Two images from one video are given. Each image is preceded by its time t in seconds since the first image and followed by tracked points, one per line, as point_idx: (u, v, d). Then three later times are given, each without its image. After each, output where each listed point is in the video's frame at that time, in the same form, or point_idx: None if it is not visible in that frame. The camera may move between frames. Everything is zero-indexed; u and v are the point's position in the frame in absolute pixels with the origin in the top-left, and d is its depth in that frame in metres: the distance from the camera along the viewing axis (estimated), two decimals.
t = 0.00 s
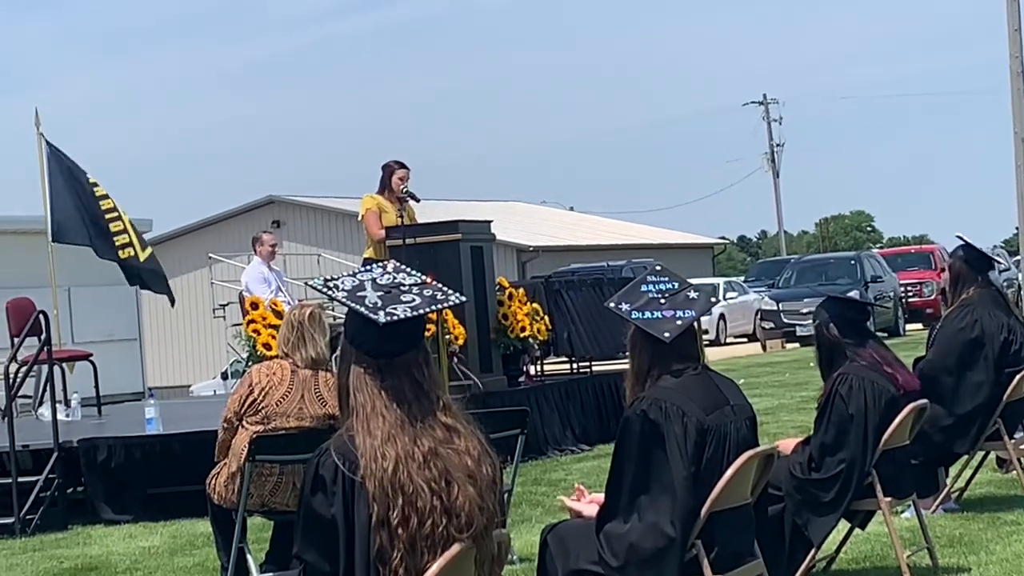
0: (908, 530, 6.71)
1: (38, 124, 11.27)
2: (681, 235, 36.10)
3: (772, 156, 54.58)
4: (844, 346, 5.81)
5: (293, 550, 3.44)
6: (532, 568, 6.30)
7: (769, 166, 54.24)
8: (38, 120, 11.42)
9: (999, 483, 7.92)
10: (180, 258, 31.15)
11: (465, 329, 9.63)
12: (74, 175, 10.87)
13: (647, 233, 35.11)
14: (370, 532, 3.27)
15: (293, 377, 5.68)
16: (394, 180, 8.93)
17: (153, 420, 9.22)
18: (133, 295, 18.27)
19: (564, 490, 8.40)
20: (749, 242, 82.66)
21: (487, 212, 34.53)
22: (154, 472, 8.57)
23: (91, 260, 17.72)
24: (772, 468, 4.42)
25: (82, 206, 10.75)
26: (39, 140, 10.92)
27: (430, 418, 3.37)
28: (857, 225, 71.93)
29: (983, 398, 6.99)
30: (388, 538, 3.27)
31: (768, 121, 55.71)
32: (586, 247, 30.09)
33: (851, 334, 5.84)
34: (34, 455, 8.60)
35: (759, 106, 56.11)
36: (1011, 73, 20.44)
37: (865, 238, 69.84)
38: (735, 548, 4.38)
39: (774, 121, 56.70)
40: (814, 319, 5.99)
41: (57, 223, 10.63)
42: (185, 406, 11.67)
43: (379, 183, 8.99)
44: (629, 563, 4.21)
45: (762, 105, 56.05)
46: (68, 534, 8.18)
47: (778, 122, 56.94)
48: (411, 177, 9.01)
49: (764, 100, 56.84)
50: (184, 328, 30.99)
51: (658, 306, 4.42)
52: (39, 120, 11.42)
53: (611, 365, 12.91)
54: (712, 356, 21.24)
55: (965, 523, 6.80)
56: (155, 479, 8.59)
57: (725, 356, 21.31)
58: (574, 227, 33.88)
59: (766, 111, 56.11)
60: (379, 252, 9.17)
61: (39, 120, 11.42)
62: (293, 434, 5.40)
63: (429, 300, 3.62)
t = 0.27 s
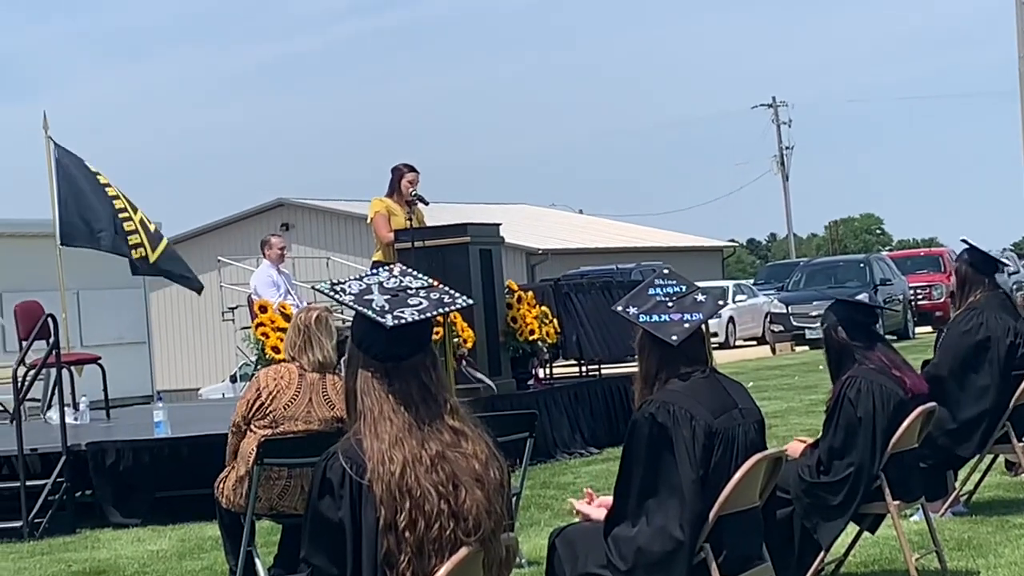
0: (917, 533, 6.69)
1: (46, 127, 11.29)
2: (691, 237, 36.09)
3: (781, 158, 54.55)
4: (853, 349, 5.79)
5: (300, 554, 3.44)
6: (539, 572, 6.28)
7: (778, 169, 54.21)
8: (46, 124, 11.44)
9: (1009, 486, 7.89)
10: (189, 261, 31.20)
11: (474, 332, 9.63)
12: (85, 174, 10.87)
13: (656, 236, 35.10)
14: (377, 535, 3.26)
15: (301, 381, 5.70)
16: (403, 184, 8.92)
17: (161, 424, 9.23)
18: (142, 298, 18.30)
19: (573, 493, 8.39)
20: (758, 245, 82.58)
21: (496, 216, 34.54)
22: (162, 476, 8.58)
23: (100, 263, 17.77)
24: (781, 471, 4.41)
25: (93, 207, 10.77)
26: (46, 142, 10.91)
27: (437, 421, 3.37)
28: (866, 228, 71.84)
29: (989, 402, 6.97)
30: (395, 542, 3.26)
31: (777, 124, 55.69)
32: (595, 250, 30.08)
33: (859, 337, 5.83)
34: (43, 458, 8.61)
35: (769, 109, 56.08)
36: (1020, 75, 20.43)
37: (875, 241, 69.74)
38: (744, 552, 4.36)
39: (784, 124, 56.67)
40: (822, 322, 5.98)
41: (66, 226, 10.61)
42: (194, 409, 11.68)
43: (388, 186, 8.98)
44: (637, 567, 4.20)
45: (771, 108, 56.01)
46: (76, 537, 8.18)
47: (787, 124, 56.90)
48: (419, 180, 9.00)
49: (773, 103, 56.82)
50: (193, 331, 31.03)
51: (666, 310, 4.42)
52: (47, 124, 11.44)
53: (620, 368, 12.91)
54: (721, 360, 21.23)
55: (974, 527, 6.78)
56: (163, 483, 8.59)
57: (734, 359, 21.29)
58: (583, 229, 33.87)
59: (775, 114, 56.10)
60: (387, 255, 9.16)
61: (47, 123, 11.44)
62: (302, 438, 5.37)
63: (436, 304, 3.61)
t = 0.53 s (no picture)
0: (922, 538, 6.68)
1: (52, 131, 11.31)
2: (695, 241, 36.09)
3: (785, 163, 54.55)
4: (858, 353, 5.78)
5: (307, 558, 3.45)
6: None
7: (782, 173, 54.21)
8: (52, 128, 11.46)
9: (1014, 490, 7.89)
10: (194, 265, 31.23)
11: (478, 336, 9.63)
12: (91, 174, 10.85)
13: (660, 240, 35.11)
14: (384, 539, 3.27)
15: (307, 384, 5.69)
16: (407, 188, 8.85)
17: (166, 427, 9.23)
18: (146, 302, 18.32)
19: (578, 498, 8.38)
20: (762, 249, 82.56)
21: (500, 220, 34.56)
22: (167, 480, 8.58)
23: (105, 266, 17.79)
24: (786, 475, 4.41)
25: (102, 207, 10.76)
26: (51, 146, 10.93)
27: (443, 425, 3.37)
28: (870, 232, 71.82)
29: (993, 406, 6.96)
30: (401, 545, 3.26)
31: (781, 128, 55.70)
32: (599, 254, 30.08)
33: (865, 341, 5.84)
34: (47, 462, 8.61)
35: (773, 113, 56.10)
36: None
37: (879, 245, 69.72)
38: (750, 556, 4.36)
39: (788, 128, 56.69)
40: (827, 326, 5.98)
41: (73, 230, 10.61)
42: (199, 412, 11.69)
43: (392, 190, 8.92)
44: (643, 571, 4.19)
45: (775, 112, 56.02)
46: (81, 541, 8.19)
47: (791, 129, 56.90)
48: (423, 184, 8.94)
49: (778, 107, 56.82)
50: (198, 335, 31.05)
51: (670, 314, 4.42)
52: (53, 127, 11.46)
53: (624, 372, 12.91)
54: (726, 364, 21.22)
55: (979, 531, 6.77)
56: (167, 486, 8.60)
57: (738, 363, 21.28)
58: (587, 233, 33.88)
59: (779, 119, 56.12)
60: (392, 259, 9.14)
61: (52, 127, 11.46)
62: (306, 442, 5.38)
63: (442, 307, 3.62)
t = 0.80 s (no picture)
0: (928, 537, 6.68)
1: (58, 131, 11.33)
2: (700, 241, 36.08)
3: (790, 163, 54.51)
4: (863, 352, 5.78)
5: (312, 557, 3.45)
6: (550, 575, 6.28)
7: (788, 174, 54.18)
8: (58, 127, 11.48)
9: (1019, 490, 7.88)
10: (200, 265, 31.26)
11: (484, 335, 9.63)
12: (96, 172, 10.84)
13: (666, 240, 35.10)
14: (389, 537, 3.27)
15: (314, 383, 5.70)
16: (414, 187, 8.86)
17: (172, 426, 9.24)
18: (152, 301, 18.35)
19: (584, 497, 8.39)
20: (768, 249, 82.51)
21: (506, 220, 34.57)
22: (173, 479, 8.60)
23: (111, 265, 17.82)
24: (791, 475, 4.41)
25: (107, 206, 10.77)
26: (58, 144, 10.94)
27: (449, 423, 3.38)
28: (876, 232, 71.76)
29: (1000, 405, 6.96)
30: (407, 544, 3.27)
31: (786, 128, 55.68)
32: (605, 254, 30.08)
33: (870, 341, 5.83)
34: (54, 460, 8.62)
35: (778, 113, 56.09)
36: None
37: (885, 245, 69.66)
38: (755, 555, 4.37)
39: (793, 129, 56.65)
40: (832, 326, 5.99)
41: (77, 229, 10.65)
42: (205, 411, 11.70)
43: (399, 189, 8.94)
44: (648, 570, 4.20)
45: (781, 112, 55.98)
46: (88, 540, 8.20)
47: (797, 129, 56.86)
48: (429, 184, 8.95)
49: (783, 108, 56.78)
50: (204, 334, 31.08)
51: (676, 313, 4.43)
52: (59, 127, 11.47)
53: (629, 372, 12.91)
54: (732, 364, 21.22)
55: (984, 531, 6.77)
56: (173, 485, 8.61)
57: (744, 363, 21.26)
58: (593, 233, 33.88)
59: (785, 119, 56.08)
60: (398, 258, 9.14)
61: (59, 126, 11.47)
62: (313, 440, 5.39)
63: (449, 307, 3.62)
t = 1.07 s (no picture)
0: (936, 531, 6.69)
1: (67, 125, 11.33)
2: (709, 235, 36.04)
3: (799, 157, 54.42)
4: (872, 346, 5.77)
5: (321, 552, 3.46)
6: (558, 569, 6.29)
7: (797, 168, 54.08)
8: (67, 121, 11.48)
9: None
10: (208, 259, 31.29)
11: (493, 329, 9.63)
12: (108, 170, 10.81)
13: (674, 234, 35.07)
14: (398, 531, 3.28)
15: (322, 378, 5.71)
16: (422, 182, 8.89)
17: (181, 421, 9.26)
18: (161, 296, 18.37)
19: (593, 491, 8.39)
20: (777, 243, 82.41)
21: (514, 214, 34.55)
22: (182, 473, 8.62)
23: (120, 260, 17.83)
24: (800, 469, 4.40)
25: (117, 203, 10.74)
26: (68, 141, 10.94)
27: (457, 418, 3.38)
28: (885, 226, 71.63)
29: (1010, 400, 6.94)
30: (416, 538, 3.27)
31: (795, 122, 55.58)
32: (613, 248, 30.06)
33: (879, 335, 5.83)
34: (63, 455, 8.65)
35: (787, 107, 56.00)
36: None
37: (893, 239, 69.55)
38: (764, 549, 4.37)
39: (802, 122, 56.55)
40: (841, 320, 5.99)
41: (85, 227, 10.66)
42: (214, 405, 11.72)
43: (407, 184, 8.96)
44: (657, 564, 4.21)
45: (790, 106, 55.86)
46: (97, 534, 8.22)
47: (806, 122, 56.75)
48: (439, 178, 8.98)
49: (792, 101, 56.66)
50: (212, 328, 31.13)
51: (684, 308, 4.42)
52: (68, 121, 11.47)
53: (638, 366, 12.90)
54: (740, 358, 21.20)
55: (993, 525, 6.76)
56: (182, 480, 8.63)
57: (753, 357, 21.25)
58: (601, 227, 33.86)
59: (794, 112, 55.96)
60: (406, 253, 9.15)
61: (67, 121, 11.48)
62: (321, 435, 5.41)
63: (457, 301, 3.62)
